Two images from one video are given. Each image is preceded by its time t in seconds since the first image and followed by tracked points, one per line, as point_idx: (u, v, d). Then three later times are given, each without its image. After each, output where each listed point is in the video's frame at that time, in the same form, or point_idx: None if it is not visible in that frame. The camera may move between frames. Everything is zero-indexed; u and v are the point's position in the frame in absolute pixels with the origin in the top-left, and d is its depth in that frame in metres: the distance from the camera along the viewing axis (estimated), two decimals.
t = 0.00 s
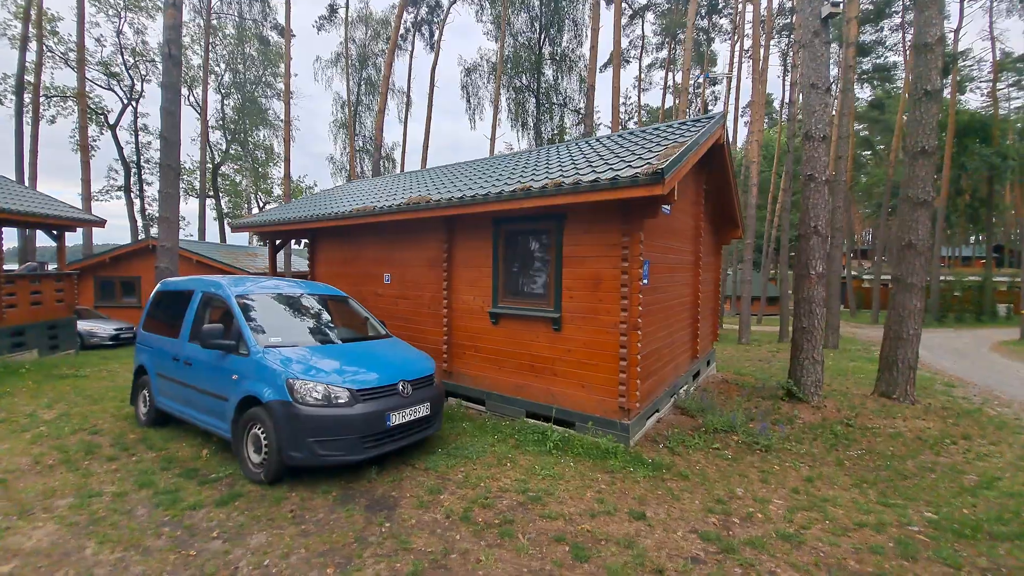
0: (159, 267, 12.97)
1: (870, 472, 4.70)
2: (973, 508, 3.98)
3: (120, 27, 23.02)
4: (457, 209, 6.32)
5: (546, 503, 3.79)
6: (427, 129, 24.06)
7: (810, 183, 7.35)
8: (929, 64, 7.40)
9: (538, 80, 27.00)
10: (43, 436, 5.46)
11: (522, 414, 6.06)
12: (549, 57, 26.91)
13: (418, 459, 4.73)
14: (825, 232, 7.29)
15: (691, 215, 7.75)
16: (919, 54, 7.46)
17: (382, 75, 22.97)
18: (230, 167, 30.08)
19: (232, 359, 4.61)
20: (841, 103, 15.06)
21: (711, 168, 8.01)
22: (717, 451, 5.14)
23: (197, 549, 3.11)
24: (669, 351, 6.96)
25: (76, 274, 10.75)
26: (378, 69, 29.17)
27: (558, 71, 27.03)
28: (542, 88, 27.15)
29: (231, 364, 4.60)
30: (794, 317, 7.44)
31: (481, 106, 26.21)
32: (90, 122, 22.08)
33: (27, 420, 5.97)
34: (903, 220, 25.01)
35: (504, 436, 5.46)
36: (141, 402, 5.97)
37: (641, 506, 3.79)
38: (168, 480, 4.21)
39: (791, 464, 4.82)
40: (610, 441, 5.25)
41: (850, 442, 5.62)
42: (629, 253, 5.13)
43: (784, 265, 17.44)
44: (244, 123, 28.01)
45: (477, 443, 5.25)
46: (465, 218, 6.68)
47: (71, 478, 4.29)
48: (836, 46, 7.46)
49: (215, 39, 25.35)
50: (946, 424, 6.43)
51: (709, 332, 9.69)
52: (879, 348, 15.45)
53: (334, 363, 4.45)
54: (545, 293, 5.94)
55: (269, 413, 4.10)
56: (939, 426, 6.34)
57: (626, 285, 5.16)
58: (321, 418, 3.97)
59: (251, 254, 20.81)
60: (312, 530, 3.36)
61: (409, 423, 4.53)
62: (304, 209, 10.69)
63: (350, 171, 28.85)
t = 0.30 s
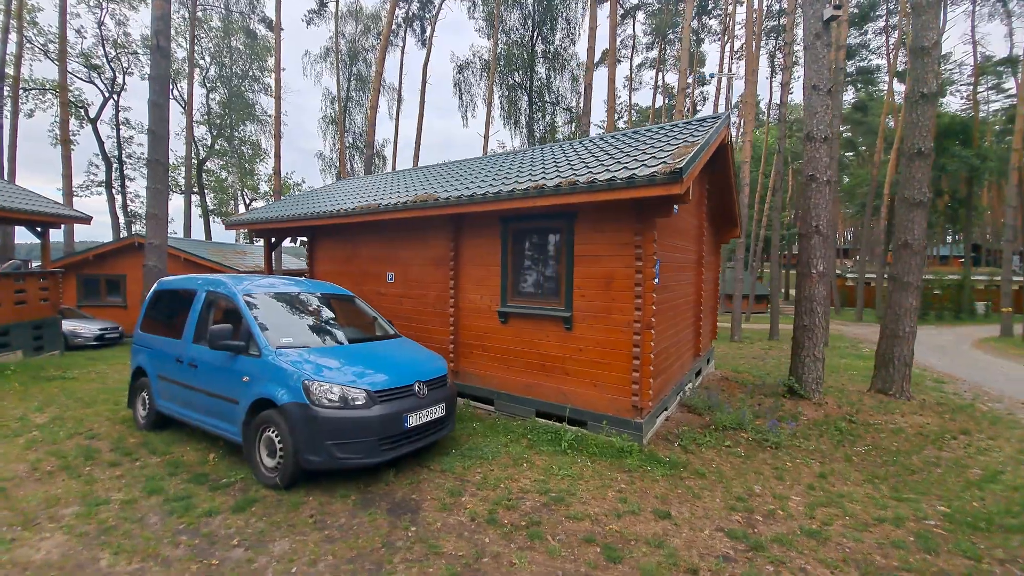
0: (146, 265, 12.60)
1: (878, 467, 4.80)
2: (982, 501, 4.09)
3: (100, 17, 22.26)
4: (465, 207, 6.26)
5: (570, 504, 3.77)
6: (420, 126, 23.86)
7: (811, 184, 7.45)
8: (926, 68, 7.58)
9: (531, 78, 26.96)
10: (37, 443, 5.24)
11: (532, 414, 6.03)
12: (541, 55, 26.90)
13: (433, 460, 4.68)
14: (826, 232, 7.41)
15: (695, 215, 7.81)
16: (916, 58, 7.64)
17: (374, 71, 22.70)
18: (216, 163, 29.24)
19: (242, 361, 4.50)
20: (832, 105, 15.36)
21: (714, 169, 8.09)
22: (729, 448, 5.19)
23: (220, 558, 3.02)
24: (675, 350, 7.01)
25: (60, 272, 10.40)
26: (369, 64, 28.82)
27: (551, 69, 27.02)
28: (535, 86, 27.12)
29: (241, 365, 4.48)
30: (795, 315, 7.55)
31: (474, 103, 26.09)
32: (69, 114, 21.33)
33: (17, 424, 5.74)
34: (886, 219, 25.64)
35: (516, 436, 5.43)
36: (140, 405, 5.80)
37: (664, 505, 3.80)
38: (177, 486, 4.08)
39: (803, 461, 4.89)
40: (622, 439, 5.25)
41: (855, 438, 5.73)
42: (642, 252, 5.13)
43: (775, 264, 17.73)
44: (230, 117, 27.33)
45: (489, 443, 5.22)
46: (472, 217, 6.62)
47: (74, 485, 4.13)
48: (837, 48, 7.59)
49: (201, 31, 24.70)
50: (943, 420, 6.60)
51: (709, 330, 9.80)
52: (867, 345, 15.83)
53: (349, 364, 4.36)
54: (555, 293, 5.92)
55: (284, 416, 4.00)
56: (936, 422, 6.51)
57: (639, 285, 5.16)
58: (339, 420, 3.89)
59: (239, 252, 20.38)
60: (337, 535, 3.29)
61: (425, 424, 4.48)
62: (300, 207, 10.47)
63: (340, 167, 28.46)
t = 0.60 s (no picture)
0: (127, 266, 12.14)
1: (883, 462, 4.90)
2: (987, 494, 4.21)
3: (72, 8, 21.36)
4: (469, 206, 6.16)
5: (591, 506, 3.73)
6: (408, 123, 23.56)
7: (807, 184, 7.56)
8: (916, 72, 7.77)
9: (520, 77, 26.85)
10: (20, 455, 4.96)
11: (538, 414, 5.96)
12: (530, 54, 26.86)
13: (445, 464, 4.57)
14: (822, 231, 7.54)
15: (695, 215, 7.87)
16: (906, 61, 7.82)
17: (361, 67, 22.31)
18: (195, 160, 28.19)
19: (245, 364, 4.33)
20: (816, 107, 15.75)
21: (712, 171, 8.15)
22: (737, 446, 5.20)
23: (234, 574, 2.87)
24: (676, 348, 7.03)
25: (37, 273, 9.94)
26: (354, 61, 28.33)
27: (539, 68, 26.99)
28: (523, 85, 27.04)
29: (244, 369, 4.31)
30: (793, 313, 7.64)
31: (462, 101, 25.90)
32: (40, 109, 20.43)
33: None
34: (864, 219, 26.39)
35: (525, 437, 5.36)
36: (131, 411, 5.57)
37: (683, 505, 3.79)
38: (179, 496, 3.89)
39: (810, 458, 4.95)
40: (632, 439, 5.23)
41: (857, 433, 5.82)
42: (653, 251, 5.12)
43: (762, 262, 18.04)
44: (210, 113, 26.49)
45: (499, 445, 5.14)
46: (476, 215, 6.53)
47: (66, 498, 3.91)
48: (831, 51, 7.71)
49: (179, 24, 23.93)
50: (936, 414, 6.77)
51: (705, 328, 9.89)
52: (851, 342, 16.20)
53: (360, 367, 4.23)
54: (563, 292, 5.87)
55: (294, 421, 3.85)
56: (930, 416, 6.68)
57: (649, 284, 5.15)
58: (353, 425, 3.76)
59: (222, 252, 19.82)
60: (357, 545, 3.17)
61: (437, 428, 4.37)
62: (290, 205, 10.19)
63: (325, 165, 27.95)
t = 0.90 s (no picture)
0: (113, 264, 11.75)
1: (895, 461, 4.94)
2: (1001, 492, 4.27)
3: None
4: (478, 204, 6.03)
5: (615, 511, 3.66)
6: (401, 120, 23.29)
7: (811, 184, 7.59)
8: (917, 73, 7.85)
9: (513, 74, 26.77)
10: (8, 466, 4.71)
11: (548, 416, 5.87)
12: (523, 52, 26.81)
13: (460, 469, 4.46)
14: (825, 231, 7.58)
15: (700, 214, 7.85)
16: (906, 64, 7.91)
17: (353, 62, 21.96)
18: (180, 156, 27.35)
19: (252, 367, 4.15)
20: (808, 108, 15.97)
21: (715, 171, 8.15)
22: (751, 447, 5.18)
23: None
24: (684, 348, 7.01)
25: (19, 272, 9.55)
26: (344, 57, 27.92)
27: (532, 66, 26.92)
28: (517, 83, 26.94)
29: (252, 373, 4.13)
30: (796, 313, 7.68)
31: (455, 99, 25.73)
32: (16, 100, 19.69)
33: None
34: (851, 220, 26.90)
35: (537, 439, 5.27)
36: (127, 416, 5.36)
37: (708, 508, 3.75)
38: (185, 506, 3.72)
39: (824, 459, 4.95)
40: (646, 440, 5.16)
41: (865, 432, 5.87)
42: (668, 250, 5.05)
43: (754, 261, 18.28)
44: (195, 108, 25.79)
45: (512, 448, 5.04)
46: (483, 213, 6.39)
47: (65, 511, 3.70)
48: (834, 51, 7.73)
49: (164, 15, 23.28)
50: (938, 412, 6.88)
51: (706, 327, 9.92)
52: (842, 340, 16.50)
53: (373, 369, 4.08)
54: (574, 292, 5.78)
55: (307, 426, 3.69)
56: (932, 414, 6.78)
57: (664, 284, 5.08)
58: (370, 431, 3.61)
59: (210, 250, 19.33)
60: (381, 556, 3.05)
61: (453, 431, 4.25)
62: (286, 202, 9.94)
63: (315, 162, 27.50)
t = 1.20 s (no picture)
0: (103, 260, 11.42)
1: (909, 454, 4.99)
2: (1016, 483, 4.33)
3: None
4: (489, 198, 5.93)
5: (642, 509, 3.62)
6: (395, 113, 22.98)
7: (817, 179, 7.60)
8: (921, 69, 7.86)
9: (508, 68, 26.55)
10: (7, 470, 4.53)
11: (560, 413, 5.82)
12: (518, 45, 26.59)
13: (478, 468, 4.39)
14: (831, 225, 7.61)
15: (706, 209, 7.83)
16: (910, 59, 7.93)
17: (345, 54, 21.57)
18: (167, 149, 26.65)
19: (264, 366, 4.02)
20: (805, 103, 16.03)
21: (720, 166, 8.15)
22: (766, 441, 5.18)
23: None
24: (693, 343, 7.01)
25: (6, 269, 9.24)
26: (336, 49, 27.44)
27: (527, 60, 26.71)
28: (512, 77, 26.72)
29: (264, 372, 4.00)
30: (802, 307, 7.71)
31: (450, 92, 25.48)
32: None
33: None
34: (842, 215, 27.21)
35: (553, 437, 5.22)
36: (129, 418, 5.21)
37: (734, 504, 3.73)
38: (200, 511, 3.60)
39: (840, 453, 4.96)
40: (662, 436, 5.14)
41: (874, 425, 5.92)
42: (685, 245, 5.01)
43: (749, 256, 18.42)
44: (183, 100, 25.15)
45: (527, 446, 4.97)
46: (493, 207, 6.30)
47: (72, 518, 3.56)
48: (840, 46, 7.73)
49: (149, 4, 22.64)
50: (942, 405, 6.97)
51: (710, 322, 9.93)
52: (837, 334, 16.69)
53: (391, 368, 3.97)
54: (587, 287, 5.71)
55: (326, 427, 3.57)
56: (936, 407, 6.87)
57: (681, 279, 5.04)
58: (391, 431, 3.51)
59: (201, 246, 18.95)
60: (410, 560, 2.97)
61: (472, 430, 4.17)
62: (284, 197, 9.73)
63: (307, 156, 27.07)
